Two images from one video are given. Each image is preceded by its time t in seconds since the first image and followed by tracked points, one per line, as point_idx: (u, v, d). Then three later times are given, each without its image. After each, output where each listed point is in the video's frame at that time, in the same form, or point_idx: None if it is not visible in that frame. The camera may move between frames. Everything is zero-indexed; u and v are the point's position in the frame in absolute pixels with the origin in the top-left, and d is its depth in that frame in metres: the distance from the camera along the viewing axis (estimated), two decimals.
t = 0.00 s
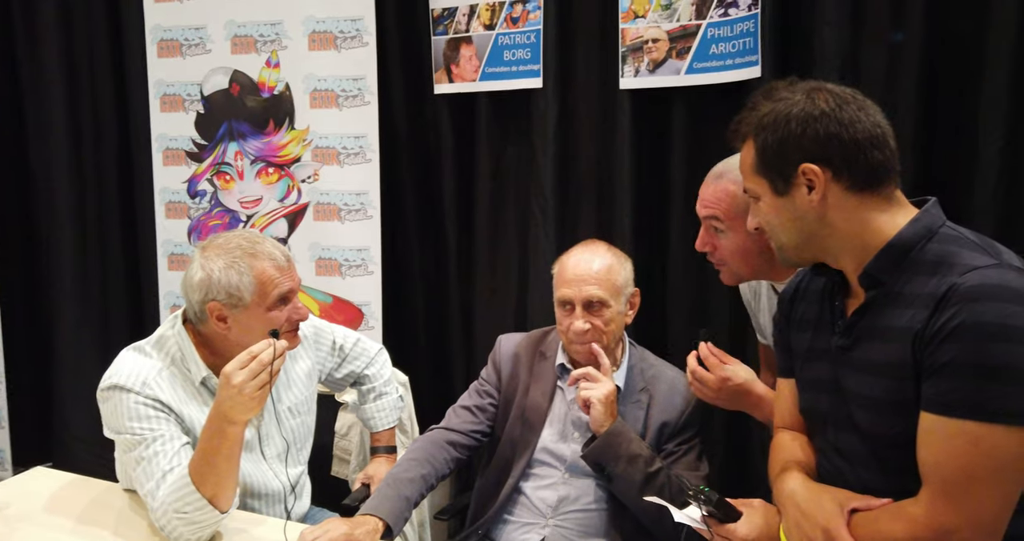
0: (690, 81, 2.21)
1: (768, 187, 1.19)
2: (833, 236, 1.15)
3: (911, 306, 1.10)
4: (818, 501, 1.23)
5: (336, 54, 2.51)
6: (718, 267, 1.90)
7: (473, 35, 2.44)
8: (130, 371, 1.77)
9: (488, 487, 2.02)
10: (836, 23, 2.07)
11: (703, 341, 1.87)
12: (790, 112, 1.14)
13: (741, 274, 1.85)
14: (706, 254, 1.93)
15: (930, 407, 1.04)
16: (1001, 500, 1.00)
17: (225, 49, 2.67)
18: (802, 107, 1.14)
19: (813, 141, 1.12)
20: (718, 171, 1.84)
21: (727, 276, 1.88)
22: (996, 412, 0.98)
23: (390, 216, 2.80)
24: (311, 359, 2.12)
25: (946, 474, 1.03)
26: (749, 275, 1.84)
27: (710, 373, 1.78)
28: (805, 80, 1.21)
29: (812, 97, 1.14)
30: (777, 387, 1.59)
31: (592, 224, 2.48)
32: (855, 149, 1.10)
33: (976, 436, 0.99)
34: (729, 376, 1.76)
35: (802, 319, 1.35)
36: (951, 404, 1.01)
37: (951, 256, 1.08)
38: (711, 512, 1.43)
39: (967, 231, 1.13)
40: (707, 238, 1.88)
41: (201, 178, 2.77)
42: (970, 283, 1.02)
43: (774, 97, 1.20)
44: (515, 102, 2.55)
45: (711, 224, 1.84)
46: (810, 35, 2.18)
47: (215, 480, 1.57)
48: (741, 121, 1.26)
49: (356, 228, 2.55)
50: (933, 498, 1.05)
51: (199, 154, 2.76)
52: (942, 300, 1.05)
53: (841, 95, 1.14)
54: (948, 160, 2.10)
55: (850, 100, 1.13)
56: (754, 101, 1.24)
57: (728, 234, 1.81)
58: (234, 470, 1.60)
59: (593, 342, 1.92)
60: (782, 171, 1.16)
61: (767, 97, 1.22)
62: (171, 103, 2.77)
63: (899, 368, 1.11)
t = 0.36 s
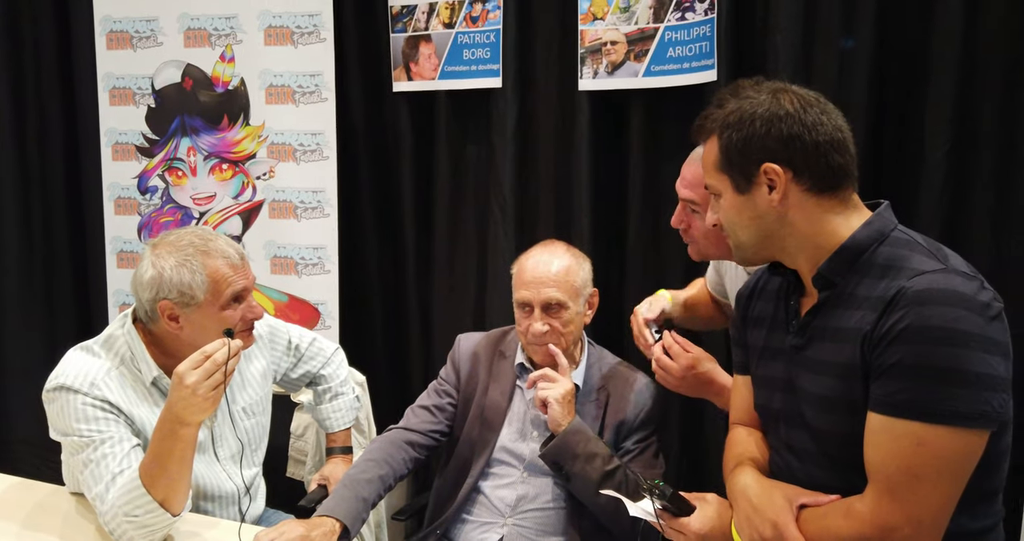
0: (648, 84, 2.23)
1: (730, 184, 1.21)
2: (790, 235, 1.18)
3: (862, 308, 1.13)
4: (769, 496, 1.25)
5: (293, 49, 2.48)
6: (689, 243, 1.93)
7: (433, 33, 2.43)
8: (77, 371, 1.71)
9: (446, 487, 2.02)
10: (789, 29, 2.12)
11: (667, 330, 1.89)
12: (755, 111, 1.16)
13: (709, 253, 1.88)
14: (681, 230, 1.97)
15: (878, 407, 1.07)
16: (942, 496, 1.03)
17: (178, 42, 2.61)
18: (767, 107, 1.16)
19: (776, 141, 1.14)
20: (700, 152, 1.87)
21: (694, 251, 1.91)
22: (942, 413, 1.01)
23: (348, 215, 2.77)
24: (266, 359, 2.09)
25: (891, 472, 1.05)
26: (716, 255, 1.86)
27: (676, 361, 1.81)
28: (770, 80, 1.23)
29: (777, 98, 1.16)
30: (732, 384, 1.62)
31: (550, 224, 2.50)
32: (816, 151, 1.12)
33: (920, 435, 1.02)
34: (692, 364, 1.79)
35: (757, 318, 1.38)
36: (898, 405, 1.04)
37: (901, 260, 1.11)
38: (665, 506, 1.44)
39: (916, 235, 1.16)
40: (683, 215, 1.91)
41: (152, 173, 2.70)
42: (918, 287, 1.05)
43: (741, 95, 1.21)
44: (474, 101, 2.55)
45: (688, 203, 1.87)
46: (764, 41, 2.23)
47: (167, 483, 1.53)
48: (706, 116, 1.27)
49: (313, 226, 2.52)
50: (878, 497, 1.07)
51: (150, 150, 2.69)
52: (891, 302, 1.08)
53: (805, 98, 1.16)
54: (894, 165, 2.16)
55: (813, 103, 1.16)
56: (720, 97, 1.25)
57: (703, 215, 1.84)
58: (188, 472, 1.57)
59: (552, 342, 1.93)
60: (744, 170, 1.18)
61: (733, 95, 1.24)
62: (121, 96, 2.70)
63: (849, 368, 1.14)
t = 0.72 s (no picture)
0: (631, 83, 2.24)
1: (711, 183, 1.21)
2: (771, 234, 1.19)
3: (841, 307, 1.14)
4: (750, 494, 1.26)
5: (274, 45, 2.46)
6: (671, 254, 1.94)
7: (415, 30, 2.42)
8: (52, 369, 1.68)
9: (428, 487, 2.00)
10: (770, 31, 2.13)
11: (653, 333, 1.91)
12: (737, 111, 1.17)
13: (694, 263, 1.89)
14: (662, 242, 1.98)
15: (857, 406, 1.08)
16: (919, 493, 1.05)
17: (156, 36, 2.57)
18: (749, 107, 1.16)
19: (757, 141, 1.15)
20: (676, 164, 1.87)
21: (681, 265, 1.92)
22: (920, 410, 1.02)
23: (329, 213, 2.75)
24: (245, 357, 2.06)
25: (870, 470, 1.06)
26: (701, 265, 1.88)
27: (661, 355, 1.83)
28: (751, 81, 1.24)
29: (758, 99, 1.17)
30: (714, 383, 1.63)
31: (533, 223, 2.50)
32: (796, 151, 1.13)
33: (898, 433, 1.04)
34: (679, 368, 1.80)
35: (738, 318, 1.39)
36: (876, 403, 1.05)
37: (879, 259, 1.13)
38: (647, 504, 1.43)
39: (894, 235, 1.18)
40: (664, 228, 1.92)
41: (129, 169, 2.66)
42: (896, 286, 1.07)
43: (722, 95, 1.22)
44: (457, 99, 2.54)
45: (669, 216, 1.88)
46: (745, 42, 2.25)
47: (145, 483, 1.51)
48: (687, 116, 1.28)
49: (293, 223, 2.50)
50: (857, 495, 1.08)
51: (127, 145, 2.65)
52: (869, 301, 1.09)
53: (786, 99, 1.17)
54: (873, 166, 2.19)
55: (794, 104, 1.17)
56: (702, 98, 1.26)
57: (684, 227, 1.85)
58: (166, 472, 1.55)
59: (534, 342, 1.94)
60: (725, 169, 1.18)
61: (715, 95, 1.25)
62: (97, 91, 2.66)
63: (828, 367, 1.15)
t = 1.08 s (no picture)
0: (622, 80, 2.23)
1: (700, 178, 1.20)
2: (760, 231, 1.18)
3: (828, 306, 1.13)
4: (738, 493, 1.26)
5: (263, 40, 2.44)
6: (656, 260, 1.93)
7: (406, 25, 2.41)
8: (36, 365, 1.65)
9: (416, 487, 1.98)
10: (762, 28, 2.13)
11: (642, 336, 1.91)
12: (728, 106, 1.16)
13: (676, 266, 1.88)
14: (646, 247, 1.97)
15: (845, 405, 1.07)
16: (907, 493, 1.04)
17: (144, 30, 2.55)
18: (740, 102, 1.16)
19: (748, 136, 1.14)
20: (658, 169, 1.87)
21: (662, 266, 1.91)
22: (908, 409, 1.01)
23: (319, 210, 2.74)
24: (234, 353, 2.05)
25: (858, 470, 1.06)
26: (683, 267, 1.87)
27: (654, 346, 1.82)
28: (743, 78, 1.23)
29: (750, 95, 1.16)
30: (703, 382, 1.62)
31: (523, 221, 2.49)
32: (787, 148, 1.13)
33: (886, 432, 1.03)
34: (667, 370, 1.79)
35: (727, 317, 1.38)
36: (864, 402, 1.05)
37: (866, 257, 1.12)
38: (636, 500, 1.45)
39: (881, 233, 1.17)
40: (647, 233, 1.92)
41: (117, 164, 2.64)
42: (882, 285, 1.06)
43: (714, 91, 1.21)
44: (448, 95, 2.53)
45: (651, 223, 1.88)
46: (736, 39, 2.24)
47: (130, 481, 1.49)
48: (678, 112, 1.27)
49: (282, 220, 2.48)
50: (846, 495, 1.08)
51: (114, 140, 2.63)
52: (856, 300, 1.09)
53: (778, 95, 1.17)
54: (863, 165, 2.19)
55: (786, 101, 1.16)
56: (694, 92, 1.25)
57: (666, 233, 1.85)
58: (152, 470, 1.53)
59: (522, 344, 1.93)
60: (715, 164, 1.18)
61: (706, 91, 1.24)
62: (84, 85, 2.63)
63: (816, 366, 1.15)
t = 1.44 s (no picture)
0: (618, 79, 2.22)
1: (691, 175, 1.20)
2: (749, 230, 1.18)
3: (816, 305, 1.13)
4: (730, 493, 1.26)
5: (258, 38, 2.43)
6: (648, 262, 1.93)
7: (401, 24, 2.40)
8: (30, 364, 1.65)
9: (411, 485, 1.99)
10: (757, 27, 2.12)
11: (635, 337, 1.91)
12: (722, 103, 1.16)
13: (673, 270, 1.89)
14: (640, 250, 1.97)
15: (834, 404, 1.07)
16: (897, 493, 1.04)
17: (138, 28, 2.54)
18: (733, 100, 1.16)
19: (740, 134, 1.14)
20: (650, 169, 1.87)
21: (660, 273, 1.92)
22: (897, 408, 1.01)
23: (313, 209, 2.73)
24: (228, 353, 2.04)
25: (848, 470, 1.06)
26: (682, 272, 1.88)
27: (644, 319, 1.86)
28: (736, 76, 1.23)
29: (743, 93, 1.16)
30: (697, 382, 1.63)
31: (519, 220, 2.49)
32: (778, 147, 1.13)
33: (876, 431, 1.03)
34: (660, 371, 1.79)
35: (717, 317, 1.38)
36: (853, 401, 1.05)
37: (853, 256, 1.12)
38: (630, 502, 1.44)
39: (869, 232, 1.17)
40: (640, 235, 1.91)
41: (111, 163, 2.63)
42: (869, 283, 1.06)
43: (709, 88, 1.21)
44: (443, 94, 2.53)
45: (645, 224, 1.88)
46: (732, 39, 2.24)
47: (124, 480, 1.49)
48: (670, 107, 1.27)
49: (277, 218, 2.48)
50: (837, 495, 1.08)
51: (109, 139, 2.62)
52: (844, 298, 1.09)
53: (770, 95, 1.17)
54: (857, 164, 2.19)
55: (778, 100, 1.16)
56: (687, 90, 1.25)
57: (661, 233, 1.85)
58: (147, 470, 1.53)
59: (517, 343, 1.93)
60: (706, 160, 1.17)
61: (700, 87, 1.24)
62: (78, 83, 2.62)
63: (805, 366, 1.14)
